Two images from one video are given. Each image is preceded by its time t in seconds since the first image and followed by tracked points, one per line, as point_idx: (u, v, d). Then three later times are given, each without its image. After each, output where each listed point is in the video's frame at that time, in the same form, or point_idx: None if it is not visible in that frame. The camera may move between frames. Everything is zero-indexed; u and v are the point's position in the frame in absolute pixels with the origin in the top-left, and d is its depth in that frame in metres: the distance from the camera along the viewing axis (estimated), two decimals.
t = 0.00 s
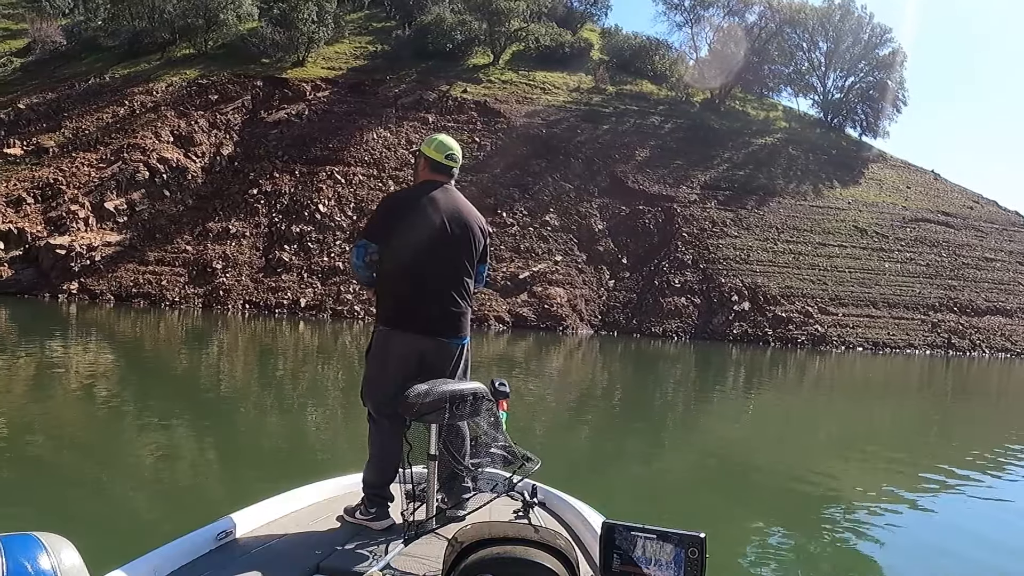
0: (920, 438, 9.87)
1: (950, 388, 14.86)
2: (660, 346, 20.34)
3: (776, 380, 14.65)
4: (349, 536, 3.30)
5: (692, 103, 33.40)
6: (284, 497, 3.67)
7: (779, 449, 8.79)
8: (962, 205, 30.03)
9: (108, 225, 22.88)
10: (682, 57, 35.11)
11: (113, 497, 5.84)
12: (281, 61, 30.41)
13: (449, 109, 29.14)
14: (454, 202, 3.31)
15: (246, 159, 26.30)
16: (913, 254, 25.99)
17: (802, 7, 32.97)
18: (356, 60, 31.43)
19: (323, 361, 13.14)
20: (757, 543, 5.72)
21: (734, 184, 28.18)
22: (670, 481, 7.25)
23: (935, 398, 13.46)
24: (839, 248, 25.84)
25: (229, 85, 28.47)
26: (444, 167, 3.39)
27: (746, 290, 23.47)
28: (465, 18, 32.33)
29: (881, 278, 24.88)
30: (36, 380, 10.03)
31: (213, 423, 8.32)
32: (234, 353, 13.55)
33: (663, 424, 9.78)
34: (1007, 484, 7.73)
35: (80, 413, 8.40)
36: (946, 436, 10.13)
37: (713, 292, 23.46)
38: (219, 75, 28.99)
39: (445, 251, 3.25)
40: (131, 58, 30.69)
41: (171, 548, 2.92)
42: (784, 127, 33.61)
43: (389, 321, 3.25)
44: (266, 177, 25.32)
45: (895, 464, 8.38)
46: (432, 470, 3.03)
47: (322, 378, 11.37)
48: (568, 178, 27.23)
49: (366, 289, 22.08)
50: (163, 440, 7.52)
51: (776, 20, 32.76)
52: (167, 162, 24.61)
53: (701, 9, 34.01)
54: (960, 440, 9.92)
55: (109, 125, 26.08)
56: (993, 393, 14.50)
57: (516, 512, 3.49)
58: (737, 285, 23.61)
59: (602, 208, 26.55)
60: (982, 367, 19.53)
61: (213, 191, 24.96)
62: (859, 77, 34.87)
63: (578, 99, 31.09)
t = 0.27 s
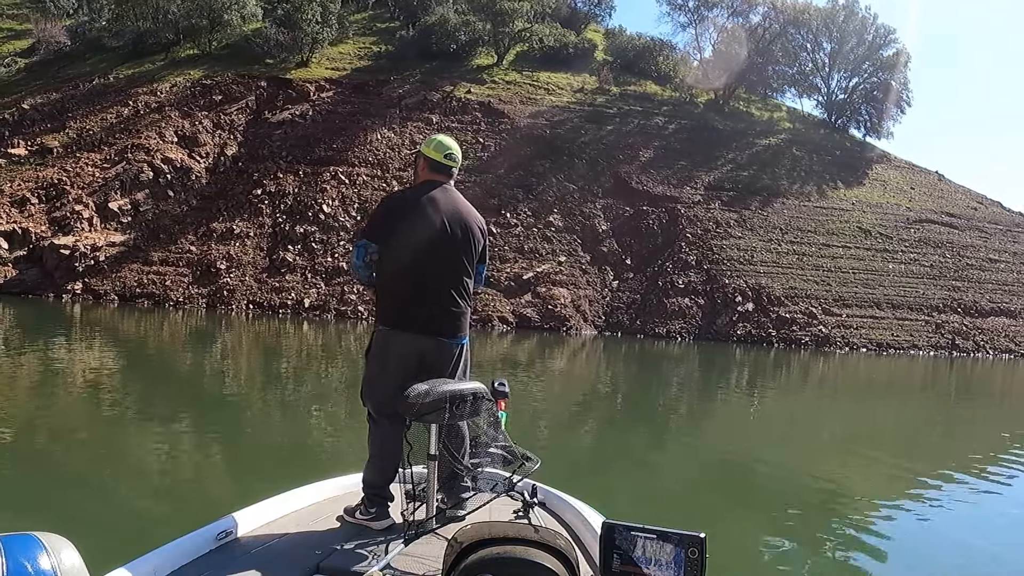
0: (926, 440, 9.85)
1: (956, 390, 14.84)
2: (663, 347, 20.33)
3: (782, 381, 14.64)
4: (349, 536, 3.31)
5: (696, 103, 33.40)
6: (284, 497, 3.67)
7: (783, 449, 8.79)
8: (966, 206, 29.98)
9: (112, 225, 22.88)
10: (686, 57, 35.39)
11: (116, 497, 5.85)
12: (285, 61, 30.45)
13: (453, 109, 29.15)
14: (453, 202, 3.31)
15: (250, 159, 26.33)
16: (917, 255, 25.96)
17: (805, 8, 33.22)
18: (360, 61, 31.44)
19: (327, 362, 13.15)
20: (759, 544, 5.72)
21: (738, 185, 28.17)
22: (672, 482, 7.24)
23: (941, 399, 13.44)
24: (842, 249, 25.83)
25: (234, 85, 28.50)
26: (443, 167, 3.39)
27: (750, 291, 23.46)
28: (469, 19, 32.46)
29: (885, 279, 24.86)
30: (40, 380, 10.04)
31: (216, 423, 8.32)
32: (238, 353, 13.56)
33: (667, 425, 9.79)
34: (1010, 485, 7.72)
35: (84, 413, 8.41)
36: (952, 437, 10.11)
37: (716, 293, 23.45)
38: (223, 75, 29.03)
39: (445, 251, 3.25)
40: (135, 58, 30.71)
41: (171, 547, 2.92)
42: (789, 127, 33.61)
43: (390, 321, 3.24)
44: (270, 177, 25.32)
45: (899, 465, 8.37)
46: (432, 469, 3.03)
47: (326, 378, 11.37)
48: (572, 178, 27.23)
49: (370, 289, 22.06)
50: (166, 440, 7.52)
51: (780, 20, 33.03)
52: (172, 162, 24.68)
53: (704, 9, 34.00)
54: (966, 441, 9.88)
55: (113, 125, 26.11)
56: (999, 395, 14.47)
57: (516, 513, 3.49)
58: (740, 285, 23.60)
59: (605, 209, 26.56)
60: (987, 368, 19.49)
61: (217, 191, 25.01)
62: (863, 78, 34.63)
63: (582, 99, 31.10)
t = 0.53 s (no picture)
0: (931, 441, 9.83)
1: (961, 391, 14.82)
2: (667, 348, 20.31)
3: (787, 382, 14.64)
4: (349, 536, 3.31)
5: (700, 104, 33.42)
6: (284, 497, 3.67)
7: (787, 450, 8.78)
8: (970, 207, 29.93)
9: (116, 226, 22.88)
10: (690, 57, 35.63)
11: (119, 497, 5.85)
12: (289, 61, 30.44)
13: (457, 110, 29.15)
14: (453, 202, 3.31)
15: (254, 159, 26.37)
16: (921, 256, 25.93)
17: (810, 8, 33.37)
18: (364, 61, 31.46)
19: (331, 362, 13.15)
20: (761, 544, 5.72)
21: (742, 185, 28.15)
22: (675, 482, 7.24)
23: (946, 401, 13.42)
24: (846, 250, 25.81)
25: (238, 86, 28.56)
26: (443, 167, 3.39)
27: (754, 292, 23.44)
28: (473, 20, 32.45)
29: (889, 279, 24.83)
30: (44, 380, 10.05)
31: (220, 424, 8.33)
32: (242, 353, 13.57)
33: (671, 426, 9.78)
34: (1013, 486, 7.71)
35: (88, 413, 8.42)
36: (957, 438, 10.10)
37: (720, 293, 23.44)
38: (227, 76, 29.10)
39: (445, 251, 3.25)
40: (140, 59, 30.75)
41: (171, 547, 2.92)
42: (793, 128, 33.62)
43: (390, 322, 3.24)
44: (274, 178, 25.35)
45: (903, 466, 8.36)
46: (432, 469, 3.03)
47: (330, 379, 11.37)
48: (576, 179, 27.24)
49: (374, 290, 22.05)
50: (170, 440, 7.53)
51: (783, 20, 33.21)
52: (176, 163, 24.76)
53: (708, 10, 34.18)
54: (970, 442, 9.88)
55: (117, 126, 26.16)
56: (1004, 396, 14.45)
57: (516, 512, 3.48)
58: (744, 286, 23.58)
59: (609, 209, 26.56)
60: (991, 369, 19.45)
61: (221, 191, 25.03)
62: (867, 78, 34.33)
63: (586, 100, 31.10)
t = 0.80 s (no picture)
0: (935, 441, 9.81)
1: (966, 391, 14.79)
2: (671, 347, 20.30)
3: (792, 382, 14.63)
4: (349, 535, 3.31)
5: (704, 104, 33.40)
6: (284, 496, 3.67)
7: (791, 450, 8.78)
8: (974, 207, 29.88)
9: (120, 226, 22.95)
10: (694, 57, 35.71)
11: (123, 497, 5.86)
12: (293, 62, 30.48)
13: (461, 110, 29.15)
14: (454, 202, 3.32)
15: (258, 159, 26.40)
16: (925, 256, 25.89)
17: (813, 8, 33.12)
18: (368, 62, 31.46)
19: (335, 362, 13.16)
20: (765, 544, 5.72)
21: (745, 185, 28.13)
22: (678, 483, 7.24)
23: (950, 401, 13.40)
24: (850, 250, 25.78)
25: (241, 86, 28.58)
26: (443, 167, 3.40)
27: (758, 292, 23.43)
28: (477, 20, 32.41)
29: (893, 280, 24.81)
30: (49, 380, 10.08)
31: (224, 424, 8.34)
32: (246, 354, 13.58)
33: (675, 425, 9.79)
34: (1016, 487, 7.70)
35: (92, 413, 8.44)
36: (961, 438, 10.09)
37: (724, 294, 23.42)
38: (231, 76, 29.12)
39: (446, 250, 3.25)
40: (144, 59, 30.78)
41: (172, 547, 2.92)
42: (797, 128, 33.59)
43: (390, 321, 3.25)
44: (278, 178, 25.36)
45: (907, 466, 8.36)
46: (432, 469, 3.02)
47: (334, 379, 11.38)
48: (580, 179, 27.25)
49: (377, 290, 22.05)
50: (174, 440, 7.54)
51: (787, 20, 32.92)
52: (180, 163, 24.74)
53: (712, 10, 34.41)
54: (975, 442, 9.86)
55: (121, 126, 26.20)
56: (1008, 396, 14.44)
57: (515, 512, 3.49)
58: (748, 286, 23.56)
59: (613, 210, 26.55)
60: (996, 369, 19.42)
61: (225, 191, 25.04)
62: (871, 78, 34.39)
63: (590, 100, 31.09)
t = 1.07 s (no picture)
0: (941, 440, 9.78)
1: (970, 391, 14.73)
2: (675, 347, 20.27)
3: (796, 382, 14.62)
4: (349, 535, 3.31)
5: (708, 104, 33.35)
6: (284, 496, 3.67)
7: (794, 450, 8.76)
8: (978, 206, 29.79)
9: (124, 226, 22.99)
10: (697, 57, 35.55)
11: (127, 497, 5.88)
12: (297, 62, 30.57)
13: (465, 110, 29.14)
14: (452, 201, 3.32)
15: (262, 159, 26.43)
16: (929, 256, 25.83)
17: (816, 8, 32.85)
18: (371, 61, 31.47)
19: (339, 362, 13.16)
20: (768, 544, 5.71)
21: (749, 185, 28.10)
22: (680, 482, 7.23)
23: (955, 400, 13.36)
24: (854, 250, 25.72)
25: (245, 86, 28.62)
26: (441, 167, 3.40)
27: (762, 292, 23.40)
28: (481, 20, 32.43)
29: (897, 279, 24.75)
30: (53, 380, 10.11)
31: (227, 423, 8.36)
32: (250, 353, 13.60)
33: (679, 425, 9.78)
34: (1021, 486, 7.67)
35: (96, 413, 8.46)
36: (966, 438, 10.07)
37: (728, 293, 23.40)
38: (235, 76, 29.16)
39: (445, 249, 3.25)
40: (147, 60, 30.82)
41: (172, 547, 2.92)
42: (801, 128, 33.55)
43: (389, 321, 3.25)
44: (282, 178, 25.40)
45: (910, 467, 8.34)
46: (432, 469, 3.02)
47: (338, 379, 11.40)
48: (584, 179, 27.23)
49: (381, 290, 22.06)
50: (178, 440, 7.55)
51: (791, 20, 32.64)
52: (184, 163, 24.79)
53: (715, 9, 34.00)
54: (980, 442, 9.84)
55: (125, 126, 26.24)
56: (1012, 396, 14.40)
57: (515, 513, 3.48)
58: (752, 286, 23.54)
59: (617, 210, 26.54)
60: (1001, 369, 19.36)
61: (229, 191, 25.07)
62: (875, 78, 34.49)
63: (594, 100, 31.08)
